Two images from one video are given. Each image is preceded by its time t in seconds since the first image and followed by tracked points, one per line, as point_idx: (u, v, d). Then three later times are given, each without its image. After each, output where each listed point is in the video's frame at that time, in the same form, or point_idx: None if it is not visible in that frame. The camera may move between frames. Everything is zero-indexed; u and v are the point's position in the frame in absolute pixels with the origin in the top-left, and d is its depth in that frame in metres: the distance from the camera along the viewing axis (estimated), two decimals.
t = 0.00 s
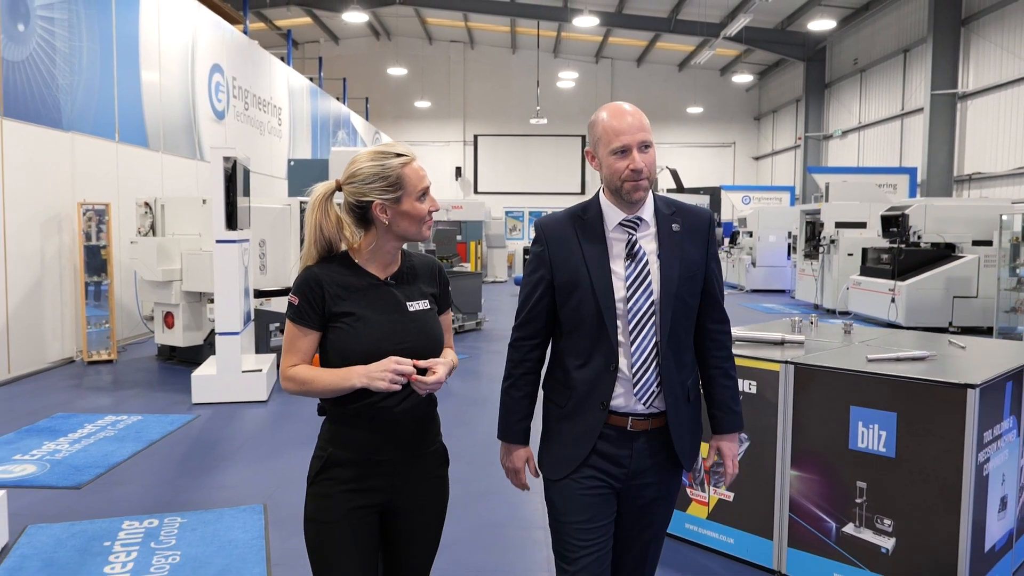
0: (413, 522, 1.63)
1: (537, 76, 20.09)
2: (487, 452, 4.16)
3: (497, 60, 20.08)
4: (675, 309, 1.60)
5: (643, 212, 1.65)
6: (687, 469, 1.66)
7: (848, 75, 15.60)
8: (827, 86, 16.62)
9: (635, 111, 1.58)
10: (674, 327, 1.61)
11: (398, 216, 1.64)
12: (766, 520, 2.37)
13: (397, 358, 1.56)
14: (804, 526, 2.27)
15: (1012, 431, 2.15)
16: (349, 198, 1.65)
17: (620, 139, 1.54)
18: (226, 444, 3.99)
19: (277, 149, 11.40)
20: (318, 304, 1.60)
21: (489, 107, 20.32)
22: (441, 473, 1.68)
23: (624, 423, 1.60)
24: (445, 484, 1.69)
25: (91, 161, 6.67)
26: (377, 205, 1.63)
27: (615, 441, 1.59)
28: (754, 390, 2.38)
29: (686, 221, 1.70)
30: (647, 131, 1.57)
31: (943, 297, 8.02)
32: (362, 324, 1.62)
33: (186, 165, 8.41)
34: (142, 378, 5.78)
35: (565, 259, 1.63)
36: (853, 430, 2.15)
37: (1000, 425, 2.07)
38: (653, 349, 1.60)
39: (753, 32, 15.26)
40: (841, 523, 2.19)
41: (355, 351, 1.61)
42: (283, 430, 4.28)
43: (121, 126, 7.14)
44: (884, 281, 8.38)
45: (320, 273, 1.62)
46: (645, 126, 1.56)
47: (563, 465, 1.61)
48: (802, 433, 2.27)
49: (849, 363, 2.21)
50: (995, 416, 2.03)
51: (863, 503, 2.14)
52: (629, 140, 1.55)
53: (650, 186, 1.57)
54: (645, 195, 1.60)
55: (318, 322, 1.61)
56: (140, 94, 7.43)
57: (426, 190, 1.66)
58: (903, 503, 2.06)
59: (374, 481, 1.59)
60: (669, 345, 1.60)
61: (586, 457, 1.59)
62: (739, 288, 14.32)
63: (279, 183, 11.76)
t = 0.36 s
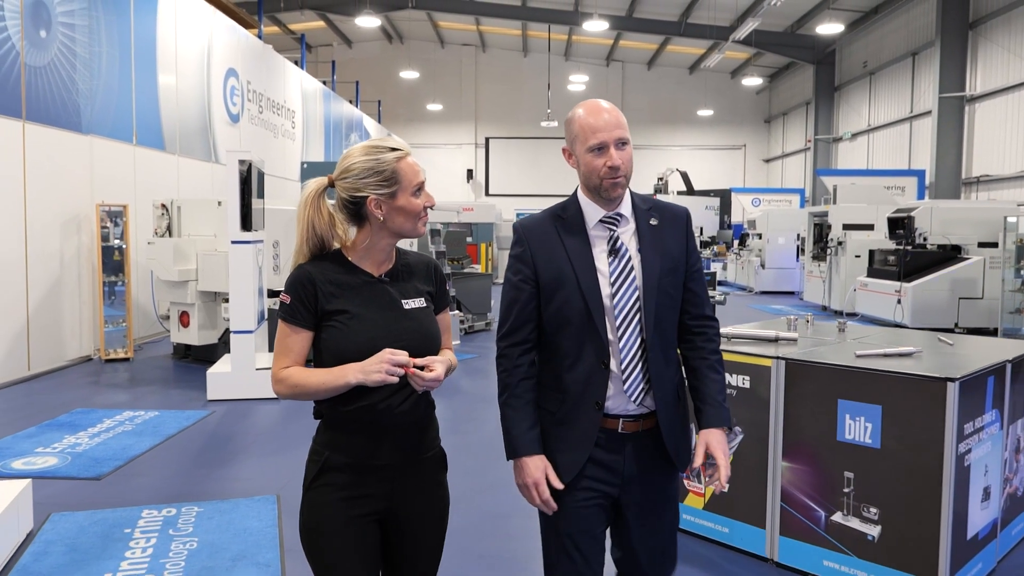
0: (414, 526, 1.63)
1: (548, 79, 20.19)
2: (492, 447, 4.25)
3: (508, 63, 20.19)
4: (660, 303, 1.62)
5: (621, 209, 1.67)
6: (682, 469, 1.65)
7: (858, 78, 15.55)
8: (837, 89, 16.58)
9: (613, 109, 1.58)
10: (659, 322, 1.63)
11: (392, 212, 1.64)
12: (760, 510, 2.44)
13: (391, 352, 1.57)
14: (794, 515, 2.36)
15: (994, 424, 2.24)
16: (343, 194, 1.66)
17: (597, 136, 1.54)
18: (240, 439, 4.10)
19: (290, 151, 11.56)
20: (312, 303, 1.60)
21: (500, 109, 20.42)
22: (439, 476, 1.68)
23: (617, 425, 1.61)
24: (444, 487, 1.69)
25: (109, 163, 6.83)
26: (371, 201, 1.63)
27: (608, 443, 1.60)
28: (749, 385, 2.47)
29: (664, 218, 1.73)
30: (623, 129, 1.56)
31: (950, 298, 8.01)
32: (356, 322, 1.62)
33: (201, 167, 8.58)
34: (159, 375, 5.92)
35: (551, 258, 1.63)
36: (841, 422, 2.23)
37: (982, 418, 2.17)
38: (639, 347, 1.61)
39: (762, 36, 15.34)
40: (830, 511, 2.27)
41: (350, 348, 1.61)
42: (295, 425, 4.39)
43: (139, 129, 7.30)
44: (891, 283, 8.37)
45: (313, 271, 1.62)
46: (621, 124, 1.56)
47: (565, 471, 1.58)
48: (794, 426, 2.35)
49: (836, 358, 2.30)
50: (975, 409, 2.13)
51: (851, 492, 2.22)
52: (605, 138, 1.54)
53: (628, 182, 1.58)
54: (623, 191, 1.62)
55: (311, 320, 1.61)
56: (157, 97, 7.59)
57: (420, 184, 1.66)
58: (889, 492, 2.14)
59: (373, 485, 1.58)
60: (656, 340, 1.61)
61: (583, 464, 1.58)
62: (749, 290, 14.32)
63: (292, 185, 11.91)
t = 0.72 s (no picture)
0: (415, 522, 1.62)
1: (551, 79, 20.29)
2: (491, 442, 4.35)
3: (512, 64, 20.29)
4: (648, 303, 1.64)
5: (611, 210, 1.70)
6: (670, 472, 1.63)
7: (860, 79, 15.59)
8: (839, 90, 16.63)
9: (601, 113, 1.58)
10: (647, 322, 1.64)
11: (394, 216, 1.65)
12: (745, 500, 2.56)
13: (394, 359, 1.56)
14: (778, 504, 2.47)
15: (969, 418, 2.35)
16: (344, 199, 1.66)
17: (578, 142, 1.56)
18: (246, 433, 4.22)
19: (295, 152, 11.69)
20: (311, 307, 1.61)
21: (504, 109, 20.52)
22: (437, 476, 1.67)
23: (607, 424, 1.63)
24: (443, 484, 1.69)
25: (117, 164, 6.96)
26: (372, 206, 1.64)
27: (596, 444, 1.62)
28: (735, 380, 2.58)
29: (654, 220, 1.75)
30: (604, 136, 1.56)
31: (946, 298, 8.10)
32: (356, 327, 1.63)
33: (207, 168, 8.70)
34: (166, 373, 6.05)
35: (542, 259, 1.66)
36: (822, 415, 2.35)
37: (956, 412, 2.27)
38: (626, 348, 1.64)
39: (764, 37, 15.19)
40: (811, 500, 2.38)
41: (351, 353, 1.62)
42: (300, 420, 4.51)
43: (146, 131, 7.43)
44: (888, 283, 8.45)
45: (313, 276, 1.63)
46: (604, 131, 1.56)
47: (557, 471, 1.62)
48: (779, 419, 2.46)
49: (822, 355, 2.40)
50: (949, 403, 2.22)
51: (831, 482, 2.33)
52: (585, 143, 1.56)
53: (609, 189, 1.62)
54: (608, 196, 1.65)
55: (311, 325, 1.61)
56: (163, 99, 7.71)
57: (422, 189, 1.68)
58: (866, 482, 2.25)
59: (372, 480, 1.58)
60: (643, 341, 1.63)
61: (575, 467, 1.61)
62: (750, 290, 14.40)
63: (296, 185, 12.04)
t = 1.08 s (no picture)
0: (414, 536, 1.64)
1: (551, 79, 20.35)
2: (485, 437, 4.43)
3: (512, 63, 20.36)
4: (656, 309, 1.67)
5: (629, 216, 1.75)
6: (673, 482, 1.64)
7: (858, 79, 15.64)
8: (838, 90, 16.68)
9: (609, 126, 1.63)
10: (654, 328, 1.67)
11: (395, 227, 1.67)
12: (726, 493, 2.65)
13: (390, 367, 1.56)
14: (759, 497, 2.55)
15: (942, 413, 2.43)
16: (347, 207, 1.69)
17: (575, 151, 1.65)
18: (245, 429, 4.30)
19: (295, 151, 11.77)
20: (311, 316, 1.63)
21: (504, 109, 20.58)
22: (439, 490, 1.68)
23: (609, 430, 1.67)
24: (447, 497, 1.71)
25: (119, 164, 7.05)
26: (374, 215, 1.66)
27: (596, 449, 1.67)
28: (718, 376, 2.64)
29: (678, 228, 1.77)
30: (599, 148, 1.62)
31: (939, 297, 8.16)
32: (355, 336, 1.65)
33: (208, 168, 8.79)
34: (167, 370, 6.14)
35: (551, 262, 1.75)
36: (799, 410, 2.42)
37: (928, 406, 2.35)
38: (630, 353, 1.66)
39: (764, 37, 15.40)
40: (789, 493, 2.46)
41: (349, 361, 1.64)
42: (297, 416, 4.59)
43: (147, 131, 7.52)
44: (882, 282, 8.52)
45: (314, 283, 1.65)
46: (602, 142, 1.61)
47: (557, 470, 1.70)
48: (758, 414, 2.54)
49: (801, 353, 2.47)
50: (921, 398, 2.30)
51: (808, 475, 2.40)
52: (580, 154, 1.64)
53: (605, 201, 1.67)
54: (608, 205, 1.69)
55: (311, 333, 1.64)
56: (165, 99, 7.80)
57: (426, 201, 1.70)
58: (841, 474, 2.33)
59: (372, 493, 1.60)
60: (647, 346, 1.66)
61: (573, 465, 1.68)
62: (748, 289, 14.45)
63: (297, 185, 12.12)
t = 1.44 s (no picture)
0: (414, 538, 1.58)
1: (553, 81, 20.43)
2: (476, 434, 4.50)
3: (514, 65, 20.45)
4: (676, 305, 1.68)
5: (652, 212, 1.77)
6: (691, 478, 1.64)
7: (859, 82, 15.68)
8: (839, 93, 16.73)
9: (630, 123, 1.65)
10: (674, 324, 1.68)
11: (397, 213, 1.64)
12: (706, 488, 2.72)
13: (390, 355, 1.51)
14: (735, 492, 2.62)
15: (913, 411, 2.49)
16: (346, 197, 1.65)
17: (596, 148, 1.67)
18: (241, 424, 4.39)
19: (297, 152, 11.88)
20: (310, 307, 1.58)
21: (506, 111, 20.67)
22: (444, 491, 1.63)
23: (625, 425, 1.67)
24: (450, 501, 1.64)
25: (120, 164, 7.15)
26: (376, 202, 1.64)
27: (614, 442, 1.68)
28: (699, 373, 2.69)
29: (702, 225, 1.77)
30: (617, 144, 1.64)
31: (935, 300, 8.20)
32: (353, 327, 1.60)
33: (209, 168, 8.90)
34: (167, 367, 6.24)
35: (573, 258, 1.79)
36: (773, 408, 2.49)
37: (899, 405, 2.41)
38: (649, 348, 1.68)
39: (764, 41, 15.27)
40: (763, 487, 2.52)
41: (348, 353, 1.58)
42: (292, 412, 4.67)
43: (149, 132, 7.62)
44: (878, 285, 8.57)
45: (311, 275, 1.60)
46: (622, 138, 1.63)
47: (570, 466, 1.71)
48: (734, 411, 2.61)
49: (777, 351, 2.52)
50: (891, 397, 2.36)
51: (781, 470, 2.47)
52: (601, 150, 1.66)
53: (625, 198, 1.69)
54: (628, 203, 1.71)
55: (310, 324, 1.59)
56: (167, 101, 7.91)
57: (425, 186, 1.67)
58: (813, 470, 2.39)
59: (373, 492, 1.55)
60: (667, 341, 1.66)
61: (589, 458, 1.68)
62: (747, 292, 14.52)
63: (299, 185, 12.23)
